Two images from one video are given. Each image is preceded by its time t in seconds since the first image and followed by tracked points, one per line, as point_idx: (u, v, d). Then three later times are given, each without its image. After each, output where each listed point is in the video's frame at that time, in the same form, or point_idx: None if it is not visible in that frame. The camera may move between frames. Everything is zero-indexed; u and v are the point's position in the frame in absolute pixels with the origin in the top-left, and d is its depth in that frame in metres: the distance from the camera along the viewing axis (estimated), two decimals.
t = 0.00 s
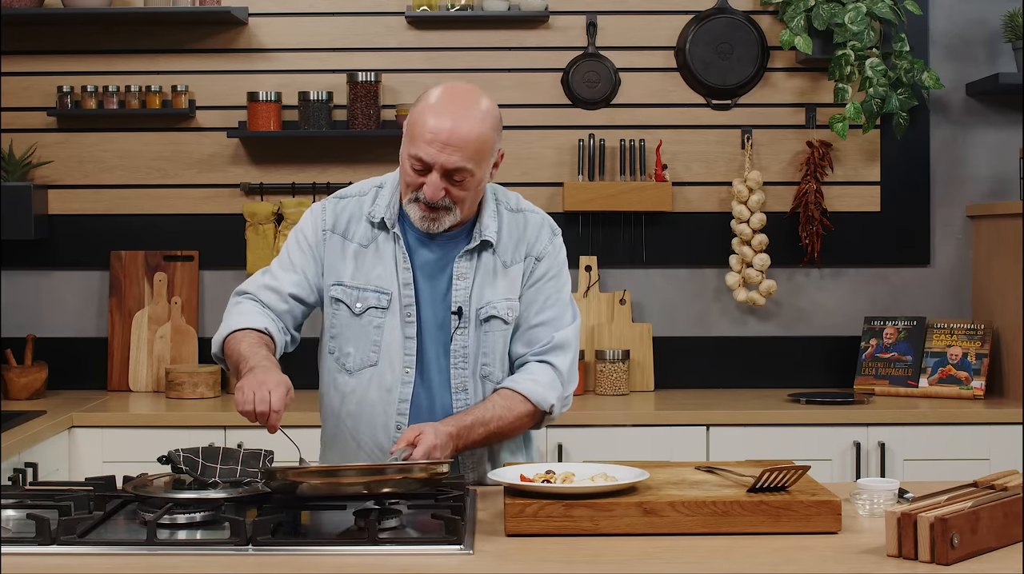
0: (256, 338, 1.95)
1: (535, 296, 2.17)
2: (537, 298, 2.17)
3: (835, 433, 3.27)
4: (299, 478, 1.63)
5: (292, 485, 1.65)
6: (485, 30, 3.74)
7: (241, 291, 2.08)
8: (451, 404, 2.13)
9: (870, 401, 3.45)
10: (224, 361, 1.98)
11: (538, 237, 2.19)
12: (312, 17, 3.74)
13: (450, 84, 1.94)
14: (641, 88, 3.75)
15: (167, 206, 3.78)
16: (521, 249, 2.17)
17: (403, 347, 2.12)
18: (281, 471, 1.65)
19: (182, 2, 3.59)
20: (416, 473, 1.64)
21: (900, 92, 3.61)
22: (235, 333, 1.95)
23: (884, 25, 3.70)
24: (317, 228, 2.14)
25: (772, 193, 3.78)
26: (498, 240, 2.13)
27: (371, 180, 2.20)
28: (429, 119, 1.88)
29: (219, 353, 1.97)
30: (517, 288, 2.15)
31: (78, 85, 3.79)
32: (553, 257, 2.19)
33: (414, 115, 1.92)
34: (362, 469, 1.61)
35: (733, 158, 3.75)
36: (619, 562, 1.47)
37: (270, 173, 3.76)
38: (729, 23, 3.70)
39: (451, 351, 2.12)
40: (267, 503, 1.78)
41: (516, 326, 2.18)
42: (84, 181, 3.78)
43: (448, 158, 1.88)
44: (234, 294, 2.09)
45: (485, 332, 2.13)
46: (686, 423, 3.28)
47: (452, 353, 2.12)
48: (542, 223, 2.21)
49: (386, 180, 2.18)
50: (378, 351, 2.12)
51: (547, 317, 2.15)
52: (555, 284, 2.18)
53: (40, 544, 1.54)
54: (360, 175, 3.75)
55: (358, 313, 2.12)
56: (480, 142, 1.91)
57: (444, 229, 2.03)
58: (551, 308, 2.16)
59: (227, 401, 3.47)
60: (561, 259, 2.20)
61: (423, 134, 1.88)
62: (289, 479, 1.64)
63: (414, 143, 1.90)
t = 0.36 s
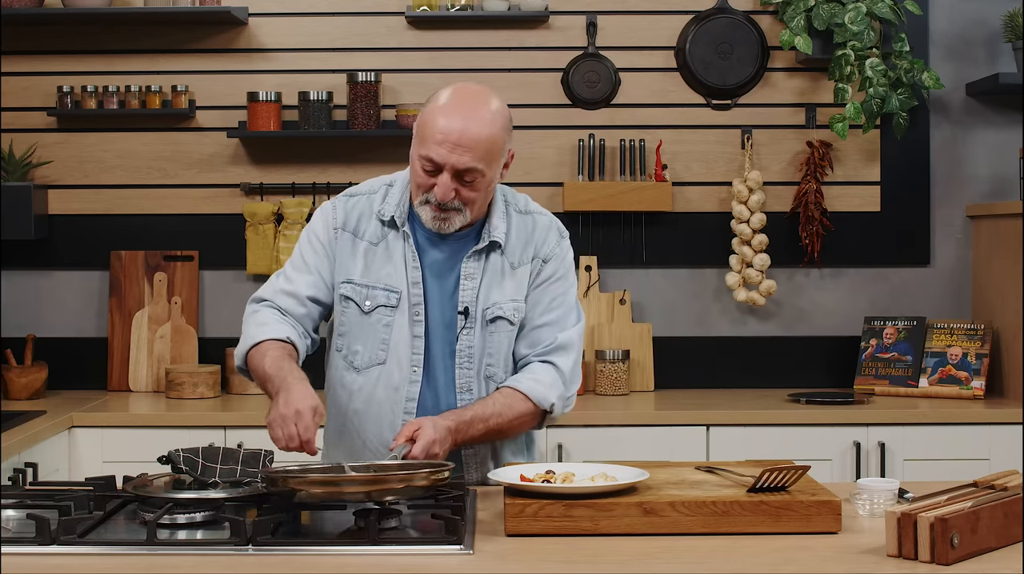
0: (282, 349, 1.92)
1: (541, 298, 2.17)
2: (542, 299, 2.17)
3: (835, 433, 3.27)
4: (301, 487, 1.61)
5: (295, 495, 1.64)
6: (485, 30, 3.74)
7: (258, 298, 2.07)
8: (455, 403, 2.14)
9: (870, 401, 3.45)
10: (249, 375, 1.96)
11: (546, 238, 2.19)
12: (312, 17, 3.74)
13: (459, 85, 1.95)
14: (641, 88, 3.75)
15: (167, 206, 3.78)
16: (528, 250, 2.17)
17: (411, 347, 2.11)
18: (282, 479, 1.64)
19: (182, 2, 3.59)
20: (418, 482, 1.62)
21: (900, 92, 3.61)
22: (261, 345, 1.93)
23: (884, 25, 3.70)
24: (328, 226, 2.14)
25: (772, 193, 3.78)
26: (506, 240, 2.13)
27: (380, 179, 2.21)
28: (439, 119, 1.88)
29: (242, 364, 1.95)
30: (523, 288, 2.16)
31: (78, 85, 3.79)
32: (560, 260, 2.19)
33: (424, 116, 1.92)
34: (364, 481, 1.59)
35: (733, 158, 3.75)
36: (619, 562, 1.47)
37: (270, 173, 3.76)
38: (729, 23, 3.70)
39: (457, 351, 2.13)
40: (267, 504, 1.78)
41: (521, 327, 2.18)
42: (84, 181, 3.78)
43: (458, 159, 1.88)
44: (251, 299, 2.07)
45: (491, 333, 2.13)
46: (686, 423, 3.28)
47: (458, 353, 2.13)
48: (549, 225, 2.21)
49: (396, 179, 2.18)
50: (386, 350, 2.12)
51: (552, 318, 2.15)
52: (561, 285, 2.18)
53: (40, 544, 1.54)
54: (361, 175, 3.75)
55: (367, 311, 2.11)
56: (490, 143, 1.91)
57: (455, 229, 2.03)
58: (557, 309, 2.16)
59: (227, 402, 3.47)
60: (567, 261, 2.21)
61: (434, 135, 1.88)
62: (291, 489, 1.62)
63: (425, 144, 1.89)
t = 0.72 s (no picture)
0: (302, 358, 1.92)
1: (550, 297, 2.18)
2: (551, 299, 2.18)
3: (835, 433, 3.27)
4: (314, 498, 1.58)
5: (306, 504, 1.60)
6: (485, 30, 3.74)
7: (271, 306, 2.06)
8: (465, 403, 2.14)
9: (870, 401, 3.45)
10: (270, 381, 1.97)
11: (554, 237, 2.19)
12: (312, 17, 3.74)
13: (468, 85, 1.94)
14: (641, 88, 3.75)
15: (167, 206, 3.78)
16: (537, 249, 2.16)
17: (420, 348, 2.12)
18: (296, 488, 1.60)
19: (182, 2, 3.59)
20: (435, 493, 1.59)
21: (900, 92, 3.61)
22: (282, 354, 1.93)
23: (884, 25, 3.70)
24: (336, 227, 2.12)
25: (772, 194, 3.78)
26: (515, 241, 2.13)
27: (386, 178, 2.19)
28: (450, 119, 1.88)
29: (260, 375, 1.96)
30: (533, 288, 2.15)
31: (78, 85, 3.79)
32: (569, 258, 2.20)
33: (434, 116, 1.91)
34: (379, 495, 1.56)
35: (734, 158, 3.75)
36: (619, 562, 1.47)
37: (269, 173, 3.76)
38: (729, 23, 3.70)
39: (467, 352, 2.13)
40: (267, 503, 1.78)
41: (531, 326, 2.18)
42: (84, 181, 3.78)
43: (471, 159, 1.87)
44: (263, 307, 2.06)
45: (502, 333, 2.13)
46: (686, 423, 3.28)
47: (468, 354, 2.13)
48: (557, 224, 2.21)
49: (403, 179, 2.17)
50: (396, 352, 2.12)
51: (562, 317, 2.16)
52: (569, 284, 2.19)
53: (40, 544, 1.53)
54: (361, 175, 3.75)
55: (376, 313, 2.10)
56: (502, 143, 1.90)
57: (466, 231, 2.02)
58: (566, 308, 2.17)
59: (227, 401, 3.47)
60: (574, 259, 2.21)
61: (446, 134, 1.87)
62: (304, 499, 1.59)
63: (437, 144, 1.89)
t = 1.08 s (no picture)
0: (307, 358, 1.93)
1: (563, 298, 2.17)
2: (563, 301, 2.17)
3: (835, 433, 3.27)
4: (320, 499, 1.58)
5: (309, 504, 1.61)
6: (485, 30, 3.74)
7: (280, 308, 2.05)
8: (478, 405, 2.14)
9: (870, 401, 3.45)
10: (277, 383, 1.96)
11: (566, 239, 2.18)
12: (312, 17, 3.74)
13: (483, 86, 1.92)
14: (641, 88, 3.75)
15: (167, 206, 3.78)
16: (550, 252, 2.15)
17: (432, 350, 2.12)
18: (301, 487, 1.60)
19: (182, 2, 3.59)
20: (442, 496, 1.59)
21: (900, 92, 3.61)
22: (288, 355, 1.93)
23: (884, 25, 3.70)
24: (347, 228, 2.12)
25: (772, 193, 3.78)
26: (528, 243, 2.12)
27: (398, 179, 2.19)
28: (468, 122, 1.87)
29: (269, 376, 1.96)
30: (546, 291, 2.14)
31: (78, 85, 3.79)
32: (581, 261, 2.19)
33: (451, 120, 1.90)
34: (387, 497, 1.55)
35: (733, 158, 3.75)
36: (619, 562, 1.47)
37: (269, 173, 3.76)
38: (729, 23, 3.70)
39: (480, 354, 2.13)
40: (267, 504, 1.78)
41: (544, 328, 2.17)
42: (84, 181, 3.78)
43: (492, 162, 1.87)
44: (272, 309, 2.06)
45: (515, 335, 2.12)
46: (686, 423, 3.28)
47: (480, 356, 2.13)
48: (569, 226, 2.20)
49: (415, 180, 2.17)
50: (408, 353, 2.12)
51: (575, 319, 2.15)
52: (581, 285, 2.18)
53: (40, 544, 1.53)
54: (361, 175, 3.75)
55: (387, 315, 2.11)
56: (521, 146, 1.89)
57: (482, 233, 2.02)
58: (578, 310, 2.16)
59: (227, 401, 3.47)
60: (587, 261, 2.20)
61: (466, 139, 1.86)
62: (309, 499, 1.59)
63: (457, 148, 1.88)
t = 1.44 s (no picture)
0: (346, 349, 1.87)
1: (580, 302, 2.18)
2: (581, 305, 2.17)
3: (835, 433, 3.27)
4: (320, 499, 1.58)
5: (309, 504, 1.61)
6: (485, 30, 3.74)
7: (304, 305, 1.99)
8: (496, 409, 2.12)
9: (870, 401, 3.45)
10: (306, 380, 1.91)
11: (583, 242, 2.18)
12: (311, 17, 3.74)
13: (499, 90, 1.90)
14: (641, 88, 3.75)
15: (167, 206, 3.78)
16: (568, 256, 2.15)
17: (448, 352, 2.10)
18: (301, 487, 1.60)
19: (182, 2, 3.59)
20: (442, 496, 1.59)
21: (900, 92, 3.62)
22: (324, 349, 1.87)
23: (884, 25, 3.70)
24: (364, 227, 2.09)
25: (772, 193, 3.78)
26: (545, 246, 2.12)
27: (411, 179, 2.16)
28: (488, 128, 1.85)
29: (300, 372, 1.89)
30: (566, 295, 2.15)
31: (78, 85, 3.79)
32: (600, 265, 2.19)
33: (470, 126, 1.88)
34: (387, 497, 1.55)
35: (734, 158, 3.75)
36: (619, 562, 1.47)
37: (270, 173, 3.76)
38: (729, 23, 3.70)
39: (497, 357, 2.12)
40: (268, 504, 1.79)
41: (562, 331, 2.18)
42: (84, 181, 3.78)
43: (517, 168, 1.85)
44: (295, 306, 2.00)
45: (533, 339, 2.12)
46: (686, 423, 3.28)
47: (499, 359, 2.11)
48: (585, 229, 2.19)
49: (430, 180, 2.15)
50: (424, 354, 2.10)
51: (598, 322, 2.16)
52: (598, 288, 2.19)
53: (41, 544, 1.53)
54: (361, 175, 3.75)
55: (404, 316, 2.09)
56: (543, 150, 1.87)
57: (505, 238, 2.00)
58: (598, 315, 2.16)
59: (227, 401, 3.47)
60: (604, 265, 2.20)
61: (488, 146, 1.84)
62: (309, 499, 1.59)
63: (481, 155, 1.86)
